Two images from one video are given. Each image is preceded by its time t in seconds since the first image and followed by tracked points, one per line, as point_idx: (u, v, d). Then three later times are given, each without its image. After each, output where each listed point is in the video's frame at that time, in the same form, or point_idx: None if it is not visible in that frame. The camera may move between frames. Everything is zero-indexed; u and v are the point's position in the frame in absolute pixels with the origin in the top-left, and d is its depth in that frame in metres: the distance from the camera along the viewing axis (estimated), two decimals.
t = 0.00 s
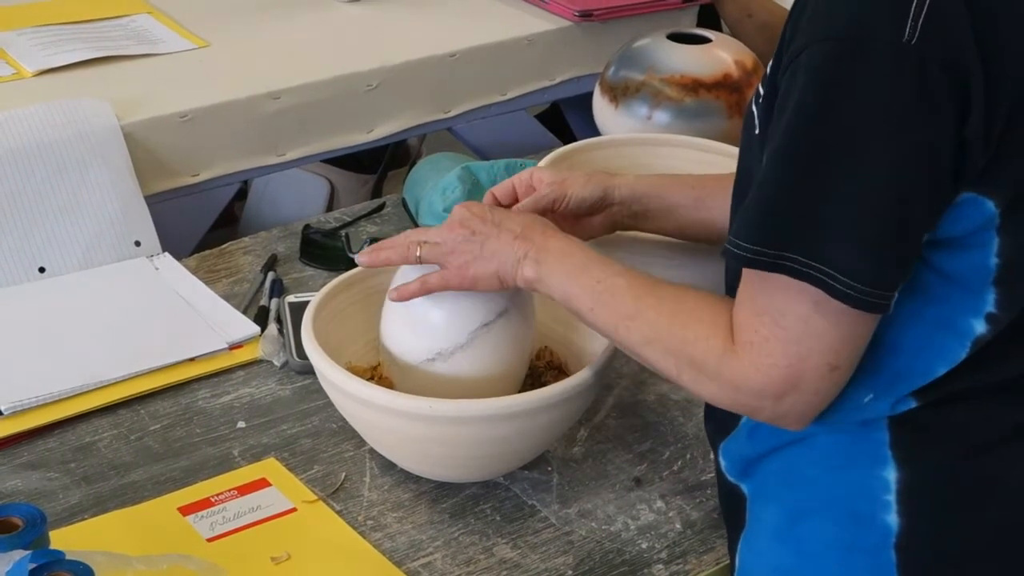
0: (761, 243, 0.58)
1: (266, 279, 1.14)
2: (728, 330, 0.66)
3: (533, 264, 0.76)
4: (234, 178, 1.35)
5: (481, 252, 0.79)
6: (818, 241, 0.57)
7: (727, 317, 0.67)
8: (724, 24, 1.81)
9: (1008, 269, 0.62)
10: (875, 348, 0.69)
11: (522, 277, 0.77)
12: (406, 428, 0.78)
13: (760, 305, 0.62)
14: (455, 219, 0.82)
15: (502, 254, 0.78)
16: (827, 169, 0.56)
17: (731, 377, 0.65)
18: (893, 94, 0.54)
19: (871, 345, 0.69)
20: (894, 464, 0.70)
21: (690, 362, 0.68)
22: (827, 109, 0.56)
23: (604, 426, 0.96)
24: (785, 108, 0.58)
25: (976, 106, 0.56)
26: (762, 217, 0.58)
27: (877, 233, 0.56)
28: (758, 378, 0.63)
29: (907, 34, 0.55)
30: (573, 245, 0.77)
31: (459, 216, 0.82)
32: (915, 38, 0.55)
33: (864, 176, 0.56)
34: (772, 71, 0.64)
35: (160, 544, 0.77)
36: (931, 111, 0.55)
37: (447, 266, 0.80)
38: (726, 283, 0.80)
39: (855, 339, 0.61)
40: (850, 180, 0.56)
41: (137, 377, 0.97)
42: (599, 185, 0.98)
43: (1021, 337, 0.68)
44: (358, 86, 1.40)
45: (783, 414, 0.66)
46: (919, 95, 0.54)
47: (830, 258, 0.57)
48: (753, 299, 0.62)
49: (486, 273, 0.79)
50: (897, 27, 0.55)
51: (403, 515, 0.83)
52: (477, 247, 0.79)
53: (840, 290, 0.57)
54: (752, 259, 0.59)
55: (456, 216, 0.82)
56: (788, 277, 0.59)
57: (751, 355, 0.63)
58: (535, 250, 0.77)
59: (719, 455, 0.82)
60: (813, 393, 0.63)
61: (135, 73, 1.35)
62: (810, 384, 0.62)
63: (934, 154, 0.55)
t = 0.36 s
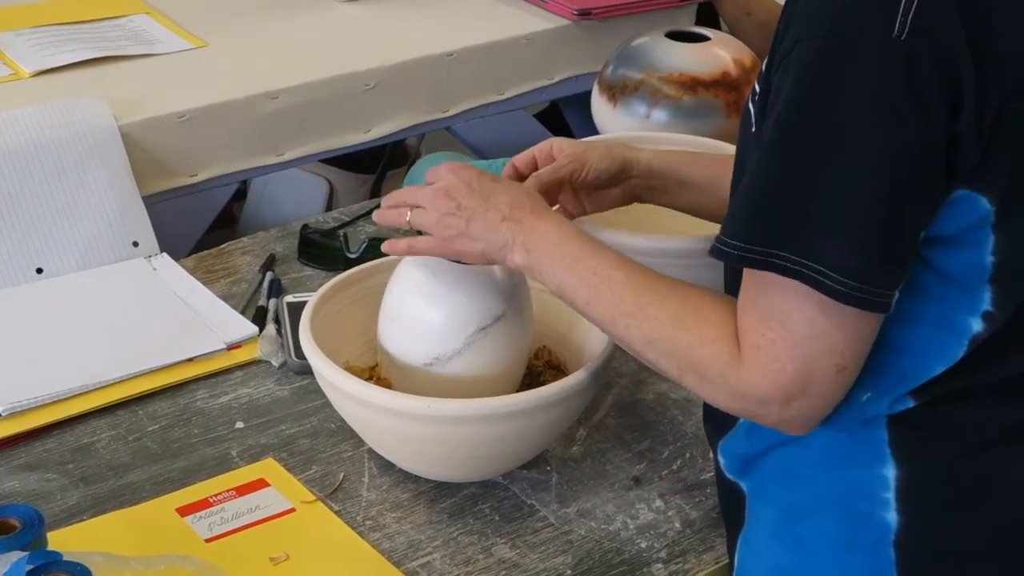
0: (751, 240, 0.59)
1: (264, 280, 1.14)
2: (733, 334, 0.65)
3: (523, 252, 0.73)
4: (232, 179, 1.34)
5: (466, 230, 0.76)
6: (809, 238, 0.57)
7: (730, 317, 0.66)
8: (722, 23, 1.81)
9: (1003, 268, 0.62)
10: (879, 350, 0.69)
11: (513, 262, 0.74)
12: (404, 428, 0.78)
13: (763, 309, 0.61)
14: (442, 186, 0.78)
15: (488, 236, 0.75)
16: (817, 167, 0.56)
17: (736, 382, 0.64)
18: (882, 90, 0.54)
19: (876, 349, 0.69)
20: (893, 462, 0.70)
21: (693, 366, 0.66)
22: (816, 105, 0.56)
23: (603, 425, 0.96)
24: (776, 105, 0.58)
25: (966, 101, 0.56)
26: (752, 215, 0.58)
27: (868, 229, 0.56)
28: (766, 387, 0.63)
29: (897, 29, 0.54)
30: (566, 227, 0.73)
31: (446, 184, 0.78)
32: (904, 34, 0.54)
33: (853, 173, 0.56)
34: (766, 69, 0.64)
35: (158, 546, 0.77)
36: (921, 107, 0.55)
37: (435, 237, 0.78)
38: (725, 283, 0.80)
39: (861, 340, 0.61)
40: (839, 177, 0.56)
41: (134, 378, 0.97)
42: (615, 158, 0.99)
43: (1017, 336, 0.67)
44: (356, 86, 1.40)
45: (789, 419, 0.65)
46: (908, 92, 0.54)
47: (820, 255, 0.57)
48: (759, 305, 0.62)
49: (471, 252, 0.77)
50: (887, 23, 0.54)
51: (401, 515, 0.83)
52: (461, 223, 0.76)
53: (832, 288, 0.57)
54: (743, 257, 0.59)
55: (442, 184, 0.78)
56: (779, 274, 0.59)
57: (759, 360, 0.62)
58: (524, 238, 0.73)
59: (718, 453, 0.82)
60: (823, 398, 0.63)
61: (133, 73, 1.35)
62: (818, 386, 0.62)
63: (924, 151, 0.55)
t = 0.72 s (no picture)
0: (745, 265, 0.59)
1: (264, 278, 1.13)
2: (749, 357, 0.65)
3: (523, 310, 0.73)
4: (231, 176, 1.34)
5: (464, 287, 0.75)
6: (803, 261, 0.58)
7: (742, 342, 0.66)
8: (722, 20, 1.81)
9: (1005, 270, 0.62)
10: (899, 354, 0.68)
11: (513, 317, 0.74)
12: (404, 427, 0.78)
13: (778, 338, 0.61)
14: (439, 237, 0.76)
15: (487, 290, 0.74)
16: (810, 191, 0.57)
17: (758, 405, 0.64)
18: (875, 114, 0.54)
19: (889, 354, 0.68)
20: (897, 459, 0.70)
21: (715, 399, 0.66)
22: (808, 132, 0.56)
23: (603, 422, 0.96)
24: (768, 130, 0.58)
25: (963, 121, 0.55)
26: (746, 240, 0.59)
27: (862, 251, 0.56)
28: (789, 407, 0.62)
29: (890, 55, 0.54)
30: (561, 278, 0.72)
31: (446, 236, 0.75)
32: (897, 60, 0.54)
33: (847, 196, 0.56)
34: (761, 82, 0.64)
35: (157, 544, 0.77)
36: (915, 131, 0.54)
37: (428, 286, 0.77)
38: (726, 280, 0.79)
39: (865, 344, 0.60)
40: (833, 200, 0.56)
41: (134, 376, 0.96)
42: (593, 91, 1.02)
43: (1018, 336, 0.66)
44: (356, 84, 1.40)
45: (818, 436, 0.65)
46: (901, 117, 0.54)
47: (816, 277, 0.58)
48: (775, 332, 0.62)
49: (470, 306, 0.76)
50: (879, 48, 0.54)
51: (402, 513, 0.83)
52: (459, 280, 0.75)
53: (828, 308, 0.58)
54: (738, 282, 0.60)
55: (440, 234, 0.76)
56: (775, 296, 0.60)
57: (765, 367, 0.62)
58: (523, 298, 0.72)
59: (719, 450, 0.80)
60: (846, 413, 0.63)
61: (132, 71, 1.35)
62: (840, 401, 0.62)
63: (919, 172, 0.55)
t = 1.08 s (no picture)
0: (739, 266, 0.59)
1: (264, 275, 1.13)
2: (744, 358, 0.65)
3: (521, 296, 0.72)
4: (231, 173, 1.34)
5: (462, 269, 0.74)
6: (798, 263, 0.58)
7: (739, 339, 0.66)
8: (721, 16, 1.81)
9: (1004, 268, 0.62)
10: (891, 355, 0.69)
11: (510, 305, 0.74)
12: (405, 424, 0.78)
13: (772, 337, 0.62)
14: (438, 217, 0.75)
15: (485, 274, 0.73)
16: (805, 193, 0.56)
17: (752, 407, 0.64)
18: (870, 116, 0.54)
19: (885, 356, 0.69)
20: (897, 459, 0.70)
21: (707, 396, 0.66)
22: (804, 134, 0.56)
23: (603, 419, 0.96)
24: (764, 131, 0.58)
25: (959, 125, 0.55)
26: (741, 241, 0.59)
27: (856, 253, 0.56)
28: (782, 407, 0.63)
29: (885, 57, 0.54)
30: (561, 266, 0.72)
31: (444, 217, 0.75)
32: (893, 61, 0.54)
33: (841, 198, 0.56)
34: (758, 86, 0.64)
35: (158, 541, 0.77)
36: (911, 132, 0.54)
37: (426, 266, 0.76)
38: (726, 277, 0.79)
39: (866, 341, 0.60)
40: (828, 202, 0.56)
41: (135, 373, 0.97)
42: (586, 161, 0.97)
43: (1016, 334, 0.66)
44: (356, 80, 1.40)
45: (808, 435, 0.66)
46: (898, 118, 0.54)
47: (810, 278, 0.58)
48: (769, 330, 0.62)
49: (466, 289, 0.75)
50: (875, 51, 0.54)
51: (402, 510, 0.83)
52: (457, 262, 0.74)
53: (822, 309, 0.58)
54: (732, 283, 0.60)
55: (439, 215, 0.75)
56: (769, 298, 0.60)
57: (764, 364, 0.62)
58: (521, 282, 0.72)
59: (720, 452, 0.81)
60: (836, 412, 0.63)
61: (132, 69, 1.35)
62: (831, 404, 0.62)
63: (914, 174, 0.55)
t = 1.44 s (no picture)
0: (737, 233, 0.60)
1: (266, 271, 1.13)
2: (742, 334, 0.66)
3: (537, 290, 0.74)
4: (233, 170, 1.34)
5: (482, 267, 0.76)
6: (795, 232, 0.58)
7: (738, 319, 0.67)
8: (723, 11, 1.81)
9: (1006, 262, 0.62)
10: (890, 346, 0.69)
11: (526, 301, 0.75)
12: (405, 419, 0.78)
13: (772, 307, 0.62)
14: (463, 220, 0.78)
15: (504, 270, 0.75)
16: (804, 161, 0.57)
17: (748, 384, 0.65)
18: (872, 86, 0.55)
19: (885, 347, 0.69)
20: (894, 454, 0.70)
21: (706, 374, 0.67)
22: (806, 102, 0.56)
23: (605, 415, 0.96)
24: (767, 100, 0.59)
25: (961, 103, 0.55)
26: (740, 208, 0.59)
27: (853, 226, 0.57)
28: (776, 383, 0.63)
29: (890, 29, 0.54)
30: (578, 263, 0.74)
31: (468, 220, 0.78)
32: (898, 33, 0.54)
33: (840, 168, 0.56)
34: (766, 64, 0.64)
35: (161, 538, 0.77)
36: (912, 104, 0.55)
37: (448, 268, 0.78)
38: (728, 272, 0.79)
39: (868, 336, 0.60)
40: (827, 171, 0.57)
41: (137, 369, 0.97)
42: (591, 171, 0.97)
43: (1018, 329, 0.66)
44: (357, 76, 1.39)
45: (805, 417, 0.66)
46: (899, 90, 0.55)
47: (806, 249, 0.58)
48: (767, 303, 0.62)
49: (486, 289, 0.76)
50: (880, 23, 0.55)
51: (404, 506, 0.83)
52: (478, 260, 0.76)
53: (818, 281, 0.58)
54: (728, 250, 0.60)
55: (463, 219, 0.78)
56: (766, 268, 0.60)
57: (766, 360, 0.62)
58: (539, 274, 0.74)
59: (719, 445, 0.81)
60: (833, 395, 0.63)
61: (133, 64, 1.34)
62: (830, 383, 0.62)
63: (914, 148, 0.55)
